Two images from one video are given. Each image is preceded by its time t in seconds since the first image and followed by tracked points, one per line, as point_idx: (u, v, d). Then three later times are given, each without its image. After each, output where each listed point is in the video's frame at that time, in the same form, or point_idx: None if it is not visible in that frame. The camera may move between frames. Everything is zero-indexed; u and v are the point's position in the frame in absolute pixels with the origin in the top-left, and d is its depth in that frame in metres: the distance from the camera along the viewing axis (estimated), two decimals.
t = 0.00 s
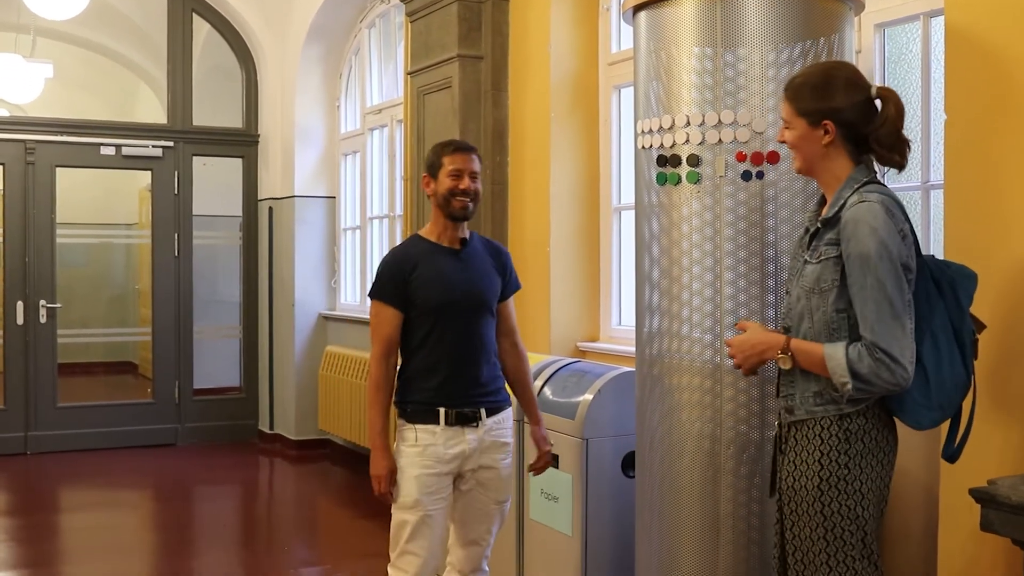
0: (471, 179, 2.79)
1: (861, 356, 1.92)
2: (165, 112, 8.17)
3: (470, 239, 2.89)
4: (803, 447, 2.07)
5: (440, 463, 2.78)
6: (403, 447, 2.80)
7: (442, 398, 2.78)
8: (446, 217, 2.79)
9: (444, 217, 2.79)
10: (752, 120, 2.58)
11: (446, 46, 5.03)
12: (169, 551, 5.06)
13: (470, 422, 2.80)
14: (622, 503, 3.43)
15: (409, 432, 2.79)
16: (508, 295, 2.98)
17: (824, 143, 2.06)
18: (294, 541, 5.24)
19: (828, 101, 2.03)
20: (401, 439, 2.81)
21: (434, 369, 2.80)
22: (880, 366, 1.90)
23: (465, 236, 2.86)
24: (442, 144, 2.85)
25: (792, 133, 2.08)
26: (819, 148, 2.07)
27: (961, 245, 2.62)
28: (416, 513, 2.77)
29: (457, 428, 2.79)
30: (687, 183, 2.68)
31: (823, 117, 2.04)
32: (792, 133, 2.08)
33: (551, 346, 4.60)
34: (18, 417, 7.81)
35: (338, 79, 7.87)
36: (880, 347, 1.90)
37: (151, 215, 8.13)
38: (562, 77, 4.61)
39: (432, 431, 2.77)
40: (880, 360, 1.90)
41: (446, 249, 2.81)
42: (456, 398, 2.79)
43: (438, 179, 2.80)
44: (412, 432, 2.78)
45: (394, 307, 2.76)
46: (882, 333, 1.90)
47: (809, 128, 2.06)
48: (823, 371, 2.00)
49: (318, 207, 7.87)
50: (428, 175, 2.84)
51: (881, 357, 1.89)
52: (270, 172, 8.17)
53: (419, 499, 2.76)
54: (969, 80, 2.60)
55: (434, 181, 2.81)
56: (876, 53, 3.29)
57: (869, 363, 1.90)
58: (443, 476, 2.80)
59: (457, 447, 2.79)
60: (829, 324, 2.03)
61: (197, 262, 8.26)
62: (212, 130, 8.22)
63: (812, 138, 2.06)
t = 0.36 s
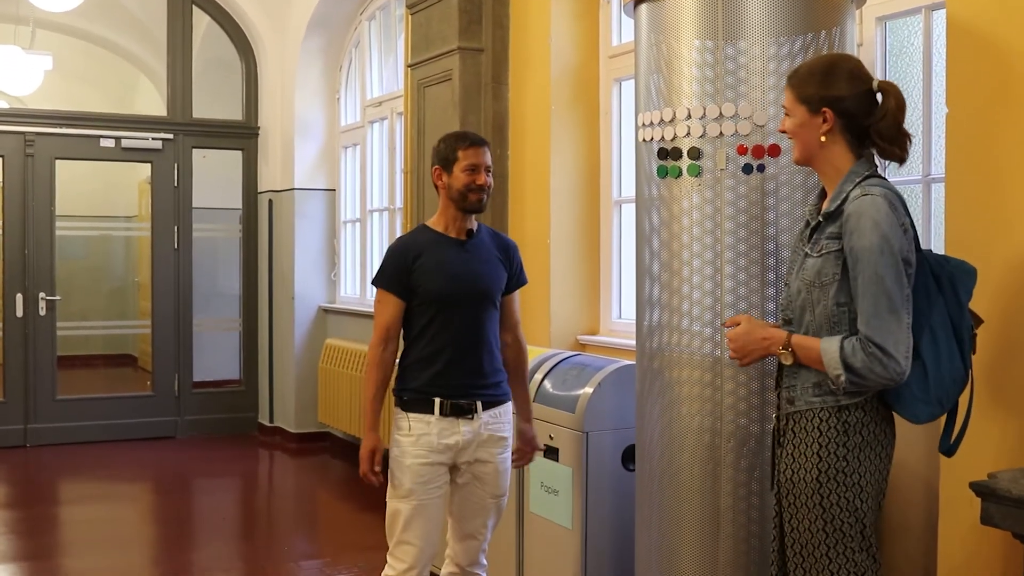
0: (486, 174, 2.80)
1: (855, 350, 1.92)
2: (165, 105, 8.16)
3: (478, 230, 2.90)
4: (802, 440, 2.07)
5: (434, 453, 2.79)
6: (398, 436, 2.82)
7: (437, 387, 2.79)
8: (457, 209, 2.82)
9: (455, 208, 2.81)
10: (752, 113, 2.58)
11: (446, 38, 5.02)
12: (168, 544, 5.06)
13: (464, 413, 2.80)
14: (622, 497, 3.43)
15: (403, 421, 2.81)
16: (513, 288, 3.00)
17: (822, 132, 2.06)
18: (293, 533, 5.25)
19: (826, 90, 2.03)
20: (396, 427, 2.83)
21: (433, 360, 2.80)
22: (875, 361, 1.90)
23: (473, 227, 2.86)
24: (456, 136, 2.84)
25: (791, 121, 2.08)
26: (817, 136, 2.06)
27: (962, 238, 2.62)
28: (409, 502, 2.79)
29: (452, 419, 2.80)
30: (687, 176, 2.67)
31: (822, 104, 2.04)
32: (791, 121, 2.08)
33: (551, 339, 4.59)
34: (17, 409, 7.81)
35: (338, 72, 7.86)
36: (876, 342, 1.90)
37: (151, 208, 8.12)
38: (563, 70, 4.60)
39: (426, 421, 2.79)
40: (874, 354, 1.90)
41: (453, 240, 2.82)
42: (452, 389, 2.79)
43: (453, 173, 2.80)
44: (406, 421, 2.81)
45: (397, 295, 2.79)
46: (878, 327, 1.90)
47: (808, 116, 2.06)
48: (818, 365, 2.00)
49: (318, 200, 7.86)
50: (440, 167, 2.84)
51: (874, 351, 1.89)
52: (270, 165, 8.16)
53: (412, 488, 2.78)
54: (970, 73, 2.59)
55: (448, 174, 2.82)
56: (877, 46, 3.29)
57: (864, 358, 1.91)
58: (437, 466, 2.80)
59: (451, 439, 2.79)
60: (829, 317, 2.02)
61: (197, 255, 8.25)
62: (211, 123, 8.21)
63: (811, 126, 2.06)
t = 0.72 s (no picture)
0: (470, 163, 2.83)
1: (852, 346, 1.92)
2: (163, 98, 8.15)
3: (462, 221, 2.90)
4: (803, 435, 2.07)
5: (426, 448, 2.79)
6: (391, 432, 2.81)
7: (427, 380, 2.79)
8: (443, 200, 2.82)
9: (441, 200, 2.82)
10: (752, 106, 2.57)
11: (446, 31, 5.01)
12: (167, 537, 5.06)
13: (455, 407, 2.80)
14: (622, 491, 3.42)
15: (396, 417, 2.80)
16: (502, 276, 3.00)
17: (816, 119, 2.06)
18: (292, 527, 5.25)
19: (819, 78, 2.04)
20: (386, 423, 2.82)
21: (421, 354, 2.80)
22: (871, 356, 1.89)
23: (458, 218, 2.87)
24: (434, 127, 2.86)
25: (784, 112, 2.09)
26: (812, 125, 2.07)
27: (961, 232, 2.61)
28: (401, 497, 2.81)
29: (444, 413, 2.80)
30: (687, 171, 2.67)
31: (814, 91, 2.05)
32: (784, 112, 2.10)
33: (550, 333, 4.59)
34: (16, 403, 7.82)
35: (337, 65, 7.84)
36: (874, 339, 1.89)
37: (150, 201, 8.11)
38: (562, 63, 4.59)
39: (418, 415, 2.79)
40: (870, 350, 1.90)
41: (438, 231, 2.83)
42: (441, 380, 2.79)
43: (437, 165, 2.82)
44: (398, 415, 2.80)
45: (382, 287, 2.80)
46: (874, 322, 1.89)
47: (801, 104, 2.07)
48: (818, 361, 2.00)
49: (317, 194, 7.85)
50: (423, 159, 2.86)
51: (870, 347, 1.89)
52: (269, 158, 8.15)
53: (405, 485, 2.79)
54: (970, 67, 2.59)
55: (432, 166, 2.83)
56: (878, 40, 3.28)
57: (860, 354, 1.91)
58: (430, 460, 2.81)
59: (443, 433, 2.80)
60: (828, 313, 2.02)
61: (196, 249, 8.24)
62: (210, 116, 8.19)
63: (803, 115, 2.07)
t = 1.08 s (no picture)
0: (443, 160, 2.85)
1: (850, 338, 1.92)
2: (163, 94, 8.14)
3: (436, 221, 2.90)
4: (805, 430, 2.07)
5: (402, 448, 2.81)
6: (366, 433, 2.82)
7: (403, 379, 2.80)
8: (417, 199, 2.82)
9: (415, 198, 2.82)
10: (751, 102, 2.58)
11: (445, 27, 5.01)
12: (167, 534, 5.06)
13: (431, 408, 2.81)
14: (622, 488, 3.42)
15: (369, 417, 2.81)
16: (473, 279, 3.00)
17: (812, 114, 2.06)
18: (292, 524, 5.25)
19: (818, 72, 2.04)
20: (360, 423, 2.83)
21: (399, 352, 2.80)
22: (870, 348, 1.89)
23: (432, 218, 2.87)
24: (404, 125, 2.87)
25: (780, 106, 2.09)
26: (808, 119, 2.07)
27: (960, 228, 2.61)
28: (379, 498, 2.82)
29: (419, 413, 2.81)
30: (686, 166, 2.66)
31: (810, 85, 2.05)
32: (780, 106, 2.09)
33: (549, 329, 4.59)
34: (17, 399, 7.82)
35: (336, 62, 7.84)
36: (875, 331, 1.89)
37: (149, 198, 8.10)
38: (561, 59, 4.59)
39: (393, 416, 2.80)
40: (869, 342, 1.90)
41: (413, 231, 2.82)
42: (416, 380, 2.80)
43: (410, 163, 2.83)
44: (372, 416, 2.81)
45: (361, 290, 2.77)
46: (874, 313, 1.89)
47: (797, 99, 2.07)
48: (815, 354, 2.00)
49: (316, 190, 7.85)
50: (395, 158, 2.86)
51: (868, 339, 1.89)
52: (268, 154, 8.14)
53: (384, 485, 2.81)
54: (968, 63, 2.58)
55: (405, 164, 2.84)
56: (876, 35, 3.28)
57: (859, 346, 1.91)
58: (407, 460, 2.83)
59: (418, 433, 2.81)
60: (829, 307, 2.02)
61: (195, 245, 8.24)
62: (210, 113, 8.19)
63: (800, 109, 2.07)
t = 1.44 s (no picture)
0: (424, 164, 2.85)
1: (860, 342, 1.91)
2: (166, 96, 8.15)
3: (418, 221, 2.91)
4: (808, 434, 2.07)
5: (394, 450, 2.82)
6: (358, 437, 2.82)
7: (392, 382, 2.80)
8: (397, 202, 2.83)
9: (395, 201, 2.83)
10: (754, 104, 2.57)
11: (447, 30, 5.01)
12: (169, 536, 5.07)
13: (420, 407, 2.81)
14: (625, 490, 3.43)
15: (360, 420, 2.81)
16: (458, 276, 3.01)
17: (810, 114, 2.07)
18: (294, 525, 5.25)
19: (818, 72, 2.04)
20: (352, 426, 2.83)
21: (387, 356, 2.81)
22: (880, 351, 1.89)
23: (413, 219, 2.88)
24: (383, 127, 2.86)
25: (781, 106, 2.10)
26: (808, 119, 2.07)
27: (961, 229, 2.62)
28: (373, 499, 2.82)
29: (409, 414, 2.81)
30: (689, 168, 2.67)
31: (810, 85, 2.05)
32: (781, 105, 2.10)
33: (551, 331, 4.59)
34: (20, 401, 7.83)
35: (338, 64, 7.85)
36: (882, 334, 1.89)
37: (152, 200, 8.12)
38: (564, 62, 4.59)
39: (383, 418, 2.80)
40: (879, 345, 1.89)
41: (394, 233, 2.83)
42: (406, 382, 2.81)
43: (391, 167, 2.83)
44: (363, 419, 2.81)
45: (344, 296, 2.78)
46: (882, 315, 1.89)
47: (797, 98, 2.08)
48: (825, 358, 1.99)
49: (319, 193, 7.86)
50: (376, 161, 2.86)
51: (879, 341, 1.89)
52: (271, 157, 8.15)
53: (377, 487, 2.81)
54: (969, 65, 2.59)
55: (386, 168, 2.84)
56: (878, 38, 3.28)
57: (868, 349, 1.90)
58: (399, 461, 2.83)
59: (410, 434, 2.82)
60: (832, 310, 2.02)
61: (198, 247, 8.25)
62: (213, 115, 8.20)
63: (798, 109, 2.08)
